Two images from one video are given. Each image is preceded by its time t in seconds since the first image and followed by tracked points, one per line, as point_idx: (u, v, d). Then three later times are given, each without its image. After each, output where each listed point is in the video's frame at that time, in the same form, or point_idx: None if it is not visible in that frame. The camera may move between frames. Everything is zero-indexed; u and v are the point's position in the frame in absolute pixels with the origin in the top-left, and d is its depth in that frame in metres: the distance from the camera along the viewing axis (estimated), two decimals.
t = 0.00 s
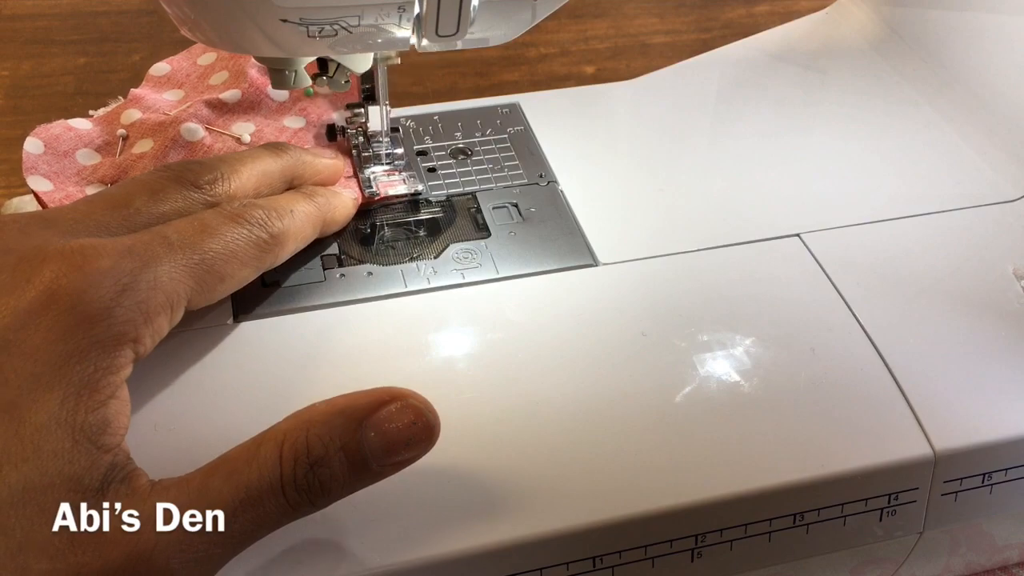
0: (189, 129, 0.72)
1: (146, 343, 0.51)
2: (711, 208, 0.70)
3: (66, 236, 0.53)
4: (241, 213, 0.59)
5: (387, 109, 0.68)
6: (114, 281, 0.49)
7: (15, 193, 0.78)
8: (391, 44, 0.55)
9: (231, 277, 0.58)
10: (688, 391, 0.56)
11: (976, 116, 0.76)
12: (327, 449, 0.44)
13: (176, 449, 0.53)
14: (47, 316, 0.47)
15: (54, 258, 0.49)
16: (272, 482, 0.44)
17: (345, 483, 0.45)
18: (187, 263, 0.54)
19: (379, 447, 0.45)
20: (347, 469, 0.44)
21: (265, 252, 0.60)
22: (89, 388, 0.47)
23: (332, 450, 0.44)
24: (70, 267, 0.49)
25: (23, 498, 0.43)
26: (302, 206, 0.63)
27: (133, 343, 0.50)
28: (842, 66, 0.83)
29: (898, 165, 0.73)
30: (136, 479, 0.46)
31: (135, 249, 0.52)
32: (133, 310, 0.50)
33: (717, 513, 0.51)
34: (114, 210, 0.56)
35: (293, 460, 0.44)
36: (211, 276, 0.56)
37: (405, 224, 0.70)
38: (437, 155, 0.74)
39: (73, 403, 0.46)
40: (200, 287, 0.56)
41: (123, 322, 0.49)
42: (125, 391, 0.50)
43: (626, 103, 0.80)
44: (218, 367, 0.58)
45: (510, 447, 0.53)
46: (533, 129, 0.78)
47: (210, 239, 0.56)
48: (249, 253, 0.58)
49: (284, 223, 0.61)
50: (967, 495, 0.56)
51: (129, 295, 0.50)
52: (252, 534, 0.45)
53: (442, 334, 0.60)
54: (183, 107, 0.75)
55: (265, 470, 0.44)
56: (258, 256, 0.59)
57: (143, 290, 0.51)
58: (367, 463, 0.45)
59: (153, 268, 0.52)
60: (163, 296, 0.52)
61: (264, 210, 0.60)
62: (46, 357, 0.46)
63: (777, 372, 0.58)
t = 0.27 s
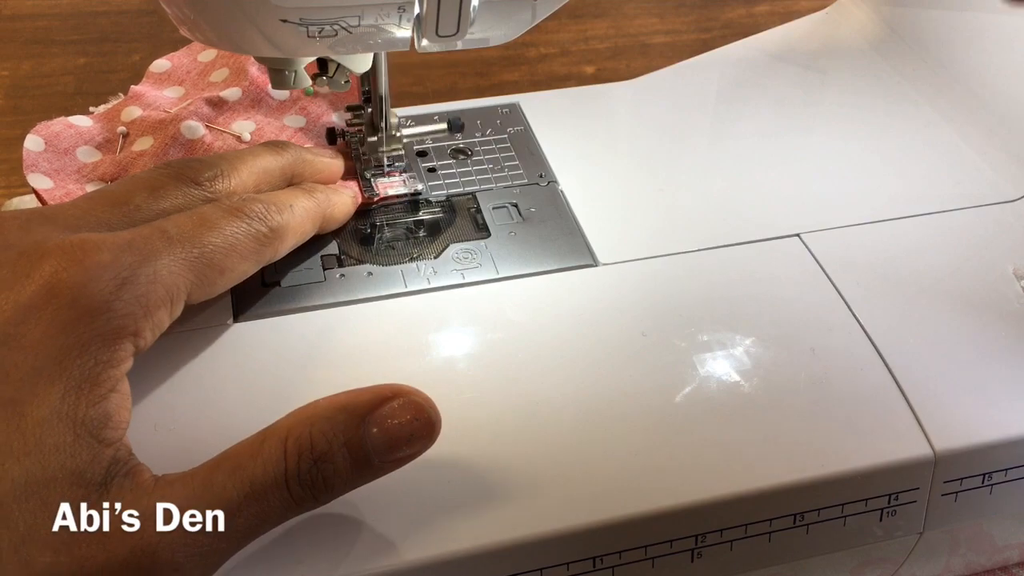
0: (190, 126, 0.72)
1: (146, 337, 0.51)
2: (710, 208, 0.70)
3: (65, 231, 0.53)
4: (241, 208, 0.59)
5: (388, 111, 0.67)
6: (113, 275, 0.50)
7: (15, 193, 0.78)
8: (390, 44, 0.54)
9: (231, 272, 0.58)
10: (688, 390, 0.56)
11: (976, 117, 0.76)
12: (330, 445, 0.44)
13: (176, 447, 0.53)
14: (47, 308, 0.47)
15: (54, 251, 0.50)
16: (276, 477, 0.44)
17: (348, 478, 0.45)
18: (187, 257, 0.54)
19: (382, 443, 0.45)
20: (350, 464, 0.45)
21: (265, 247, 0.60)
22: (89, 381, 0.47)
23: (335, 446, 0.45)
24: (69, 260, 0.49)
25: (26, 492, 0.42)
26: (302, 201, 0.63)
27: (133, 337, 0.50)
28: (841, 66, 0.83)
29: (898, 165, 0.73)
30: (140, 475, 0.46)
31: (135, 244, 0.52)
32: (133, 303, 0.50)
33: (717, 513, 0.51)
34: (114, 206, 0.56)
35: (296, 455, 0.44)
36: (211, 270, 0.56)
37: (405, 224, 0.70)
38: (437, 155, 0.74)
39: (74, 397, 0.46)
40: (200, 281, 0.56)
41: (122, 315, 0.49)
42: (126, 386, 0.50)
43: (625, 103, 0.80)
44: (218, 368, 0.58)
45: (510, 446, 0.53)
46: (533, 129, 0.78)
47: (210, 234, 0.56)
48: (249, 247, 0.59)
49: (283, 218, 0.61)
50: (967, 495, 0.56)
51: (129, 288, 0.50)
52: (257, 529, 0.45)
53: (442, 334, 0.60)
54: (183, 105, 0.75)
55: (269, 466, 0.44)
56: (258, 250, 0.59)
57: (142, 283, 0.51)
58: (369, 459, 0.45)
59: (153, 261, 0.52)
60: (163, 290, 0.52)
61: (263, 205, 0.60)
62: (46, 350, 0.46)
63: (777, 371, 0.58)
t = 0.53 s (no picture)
0: (190, 126, 0.72)
1: (145, 332, 0.52)
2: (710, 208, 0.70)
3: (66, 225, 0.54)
4: (240, 204, 0.59)
5: (388, 110, 0.68)
6: (110, 270, 0.50)
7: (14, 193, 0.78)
8: (391, 44, 0.54)
9: (230, 267, 0.58)
10: (688, 391, 0.56)
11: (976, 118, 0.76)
12: (332, 442, 0.45)
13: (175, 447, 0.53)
14: (44, 305, 0.47)
15: (52, 248, 0.50)
16: (278, 475, 0.45)
17: (349, 477, 0.46)
18: (185, 252, 0.55)
19: (383, 442, 0.46)
20: (351, 463, 0.46)
21: (264, 242, 0.60)
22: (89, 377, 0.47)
23: (337, 444, 0.46)
24: (66, 256, 0.50)
25: (27, 490, 0.42)
26: (302, 198, 0.63)
27: (132, 331, 0.50)
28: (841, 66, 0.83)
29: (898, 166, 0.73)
30: (142, 471, 0.46)
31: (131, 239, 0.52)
32: (130, 298, 0.50)
33: (718, 513, 0.51)
34: (114, 202, 0.57)
35: (300, 452, 0.45)
36: (210, 265, 0.56)
37: (405, 224, 0.70)
38: (437, 155, 0.74)
39: (73, 394, 0.46)
40: (199, 275, 0.56)
41: (119, 309, 0.50)
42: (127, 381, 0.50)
43: (625, 103, 0.80)
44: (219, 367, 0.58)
45: (510, 446, 0.53)
46: (533, 129, 0.78)
47: (208, 229, 0.56)
48: (248, 242, 0.59)
49: (283, 214, 0.61)
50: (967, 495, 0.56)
51: (127, 283, 0.50)
52: (258, 528, 0.45)
53: (441, 334, 0.60)
54: (183, 104, 0.75)
55: (272, 463, 0.45)
56: (257, 245, 0.59)
57: (139, 277, 0.51)
58: (370, 457, 0.46)
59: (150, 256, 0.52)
60: (161, 285, 0.52)
61: (263, 201, 0.61)
62: (43, 347, 0.46)
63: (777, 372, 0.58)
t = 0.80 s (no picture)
0: (190, 125, 0.72)
1: (144, 324, 0.52)
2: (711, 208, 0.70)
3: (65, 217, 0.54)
4: (238, 199, 0.59)
5: (387, 108, 0.68)
6: (108, 264, 0.50)
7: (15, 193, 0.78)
8: (390, 44, 0.54)
9: (229, 261, 0.58)
10: (688, 391, 0.56)
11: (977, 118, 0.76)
12: (331, 437, 0.45)
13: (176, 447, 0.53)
14: (42, 297, 0.48)
15: (50, 240, 0.51)
16: (279, 469, 0.45)
17: (350, 472, 0.46)
18: (184, 246, 0.55)
19: (382, 435, 0.46)
20: (352, 457, 0.46)
21: (263, 237, 0.60)
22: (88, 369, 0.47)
23: (336, 439, 0.46)
24: (64, 248, 0.50)
25: (27, 483, 0.43)
26: (301, 194, 0.63)
27: (130, 323, 0.51)
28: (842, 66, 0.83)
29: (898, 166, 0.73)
30: (141, 471, 0.46)
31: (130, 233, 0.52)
32: (128, 291, 0.50)
33: (717, 513, 0.51)
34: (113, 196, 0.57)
35: (299, 447, 0.45)
36: (208, 259, 0.56)
37: (405, 224, 0.69)
38: (437, 155, 0.74)
39: (73, 385, 0.46)
40: (197, 269, 0.56)
41: (117, 302, 0.50)
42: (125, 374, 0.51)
43: (625, 103, 0.80)
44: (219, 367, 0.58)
45: (510, 446, 0.53)
46: (533, 129, 0.78)
47: (207, 224, 0.57)
48: (247, 237, 0.59)
49: (281, 209, 0.61)
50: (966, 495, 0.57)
51: (125, 275, 0.51)
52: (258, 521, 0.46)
53: (441, 334, 0.60)
54: (183, 103, 0.75)
55: (271, 459, 0.45)
56: (255, 240, 0.59)
57: (137, 271, 0.51)
58: (371, 452, 0.46)
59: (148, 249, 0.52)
60: (160, 278, 0.52)
61: (262, 196, 0.61)
62: (42, 338, 0.47)
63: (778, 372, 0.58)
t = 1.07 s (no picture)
0: (190, 122, 0.72)
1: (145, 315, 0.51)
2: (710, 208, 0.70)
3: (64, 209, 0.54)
4: (239, 193, 0.60)
5: (387, 108, 0.68)
6: (108, 255, 0.50)
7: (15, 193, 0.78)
8: (391, 44, 0.54)
9: (229, 253, 0.58)
10: (688, 391, 0.56)
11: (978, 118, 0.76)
12: (334, 431, 0.46)
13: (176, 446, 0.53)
14: (43, 288, 0.48)
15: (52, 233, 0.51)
16: (283, 462, 0.46)
17: (353, 463, 0.47)
18: (184, 237, 0.55)
19: (384, 428, 0.46)
20: (355, 450, 0.46)
21: (263, 231, 0.60)
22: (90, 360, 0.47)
23: (340, 432, 0.46)
24: (65, 240, 0.50)
25: (32, 473, 0.43)
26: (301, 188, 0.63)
27: (131, 314, 0.50)
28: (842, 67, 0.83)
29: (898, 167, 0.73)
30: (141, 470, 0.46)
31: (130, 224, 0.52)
32: (129, 282, 0.50)
33: (717, 513, 0.51)
34: (114, 190, 0.57)
35: (303, 440, 0.46)
36: (208, 252, 0.56)
37: (405, 224, 0.69)
38: (438, 155, 0.74)
39: (75, 376, 0.46)
40: (198, 261, 0.56)
41: (118, 292, 0.50)
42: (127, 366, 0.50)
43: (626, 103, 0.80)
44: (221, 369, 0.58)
45: (511, 446, 0.53)
46: (533, 129, 0.78)
47: (208, 216, 0.57)
48: (247, 231, 0.59)
49: (282, 203, 0.61)
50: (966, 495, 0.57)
51: (126, 266, 0.50)
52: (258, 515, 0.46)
53: (441, 334, 0.60)
54: (183, 101, 0.75)
55: (275, 455, 0.45)
56: (256, 234, 0.60)
57: (138, 261, 0.51)
58: (374, 444, 0.47)
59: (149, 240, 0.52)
60: (160, 268, 0.52)
61: (262, 190, 0.61)
62: (43, 329, 0.47)
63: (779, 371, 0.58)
